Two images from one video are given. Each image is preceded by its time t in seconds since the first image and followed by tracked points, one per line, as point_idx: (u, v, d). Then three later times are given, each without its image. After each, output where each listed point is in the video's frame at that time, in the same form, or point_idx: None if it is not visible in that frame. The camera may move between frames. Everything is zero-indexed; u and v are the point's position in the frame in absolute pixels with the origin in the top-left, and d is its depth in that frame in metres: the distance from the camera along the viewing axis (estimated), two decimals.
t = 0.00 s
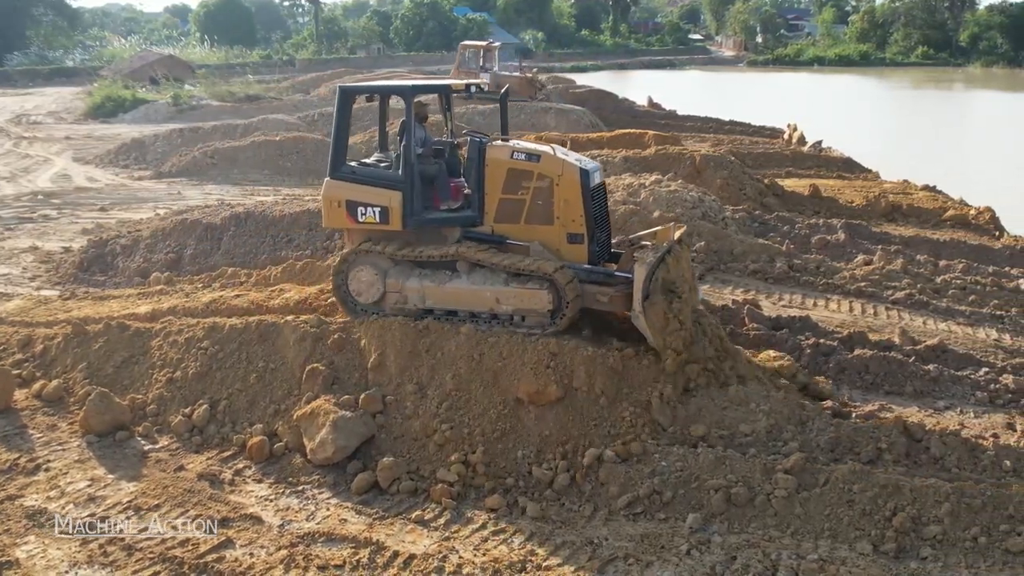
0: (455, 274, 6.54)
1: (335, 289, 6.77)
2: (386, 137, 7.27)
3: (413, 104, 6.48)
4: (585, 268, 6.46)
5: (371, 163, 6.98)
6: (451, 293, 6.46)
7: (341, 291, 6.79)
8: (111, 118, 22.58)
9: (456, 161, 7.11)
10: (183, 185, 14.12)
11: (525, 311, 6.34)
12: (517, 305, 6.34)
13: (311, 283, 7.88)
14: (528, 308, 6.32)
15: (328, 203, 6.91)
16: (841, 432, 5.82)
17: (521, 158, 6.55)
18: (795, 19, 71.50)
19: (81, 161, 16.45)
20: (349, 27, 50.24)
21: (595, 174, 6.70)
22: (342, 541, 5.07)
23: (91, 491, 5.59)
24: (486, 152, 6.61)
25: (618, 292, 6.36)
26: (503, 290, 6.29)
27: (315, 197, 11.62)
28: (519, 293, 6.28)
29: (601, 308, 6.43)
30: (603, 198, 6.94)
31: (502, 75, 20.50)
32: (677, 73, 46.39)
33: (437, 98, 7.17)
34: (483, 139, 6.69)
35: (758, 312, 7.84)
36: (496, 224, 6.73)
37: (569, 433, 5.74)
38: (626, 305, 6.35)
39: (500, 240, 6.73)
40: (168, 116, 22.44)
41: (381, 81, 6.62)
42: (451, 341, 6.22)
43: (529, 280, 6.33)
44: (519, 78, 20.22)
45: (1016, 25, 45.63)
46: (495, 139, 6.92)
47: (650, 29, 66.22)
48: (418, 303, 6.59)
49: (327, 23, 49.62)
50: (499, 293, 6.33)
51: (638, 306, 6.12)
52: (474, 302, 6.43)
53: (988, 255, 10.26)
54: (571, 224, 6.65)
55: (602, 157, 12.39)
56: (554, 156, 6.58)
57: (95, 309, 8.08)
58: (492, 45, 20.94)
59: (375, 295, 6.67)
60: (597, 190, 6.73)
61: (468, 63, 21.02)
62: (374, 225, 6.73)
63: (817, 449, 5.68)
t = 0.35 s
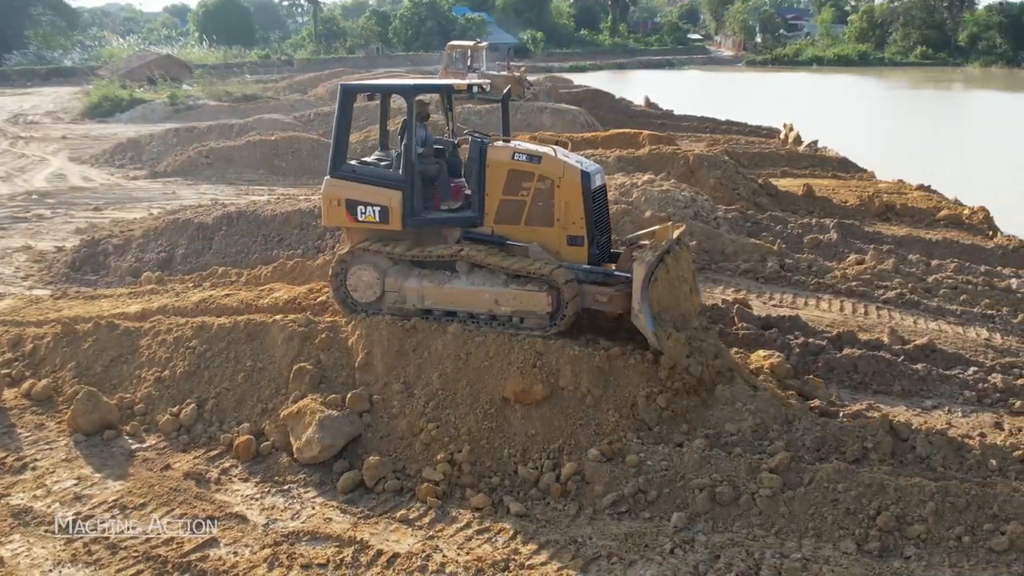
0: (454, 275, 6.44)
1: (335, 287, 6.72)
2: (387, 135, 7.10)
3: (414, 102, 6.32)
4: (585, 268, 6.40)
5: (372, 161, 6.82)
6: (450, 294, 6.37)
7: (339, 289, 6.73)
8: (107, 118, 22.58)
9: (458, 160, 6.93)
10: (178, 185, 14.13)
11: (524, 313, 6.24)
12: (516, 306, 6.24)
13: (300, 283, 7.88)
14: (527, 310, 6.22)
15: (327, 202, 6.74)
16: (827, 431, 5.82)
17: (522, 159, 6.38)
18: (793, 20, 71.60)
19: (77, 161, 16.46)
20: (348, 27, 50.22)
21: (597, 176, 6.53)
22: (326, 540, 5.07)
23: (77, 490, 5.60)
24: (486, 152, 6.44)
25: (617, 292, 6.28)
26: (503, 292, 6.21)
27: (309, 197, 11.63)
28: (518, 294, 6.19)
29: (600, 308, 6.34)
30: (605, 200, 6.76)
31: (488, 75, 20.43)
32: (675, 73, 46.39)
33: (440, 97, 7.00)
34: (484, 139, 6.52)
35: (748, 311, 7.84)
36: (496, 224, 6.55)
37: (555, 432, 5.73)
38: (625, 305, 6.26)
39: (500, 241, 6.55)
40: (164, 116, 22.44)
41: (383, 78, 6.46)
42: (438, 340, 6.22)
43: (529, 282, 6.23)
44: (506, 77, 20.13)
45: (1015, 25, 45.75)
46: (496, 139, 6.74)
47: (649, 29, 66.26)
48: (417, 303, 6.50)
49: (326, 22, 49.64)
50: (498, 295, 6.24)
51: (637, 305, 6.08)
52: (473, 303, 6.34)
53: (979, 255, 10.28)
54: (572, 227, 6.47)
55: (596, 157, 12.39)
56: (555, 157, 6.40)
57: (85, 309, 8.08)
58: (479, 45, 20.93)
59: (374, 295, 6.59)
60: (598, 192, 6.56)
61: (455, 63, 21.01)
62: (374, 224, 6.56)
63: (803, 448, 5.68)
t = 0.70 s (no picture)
0: (445, 275, 6.41)
1: (326, 287, 6.69)
2: (381, 135, 7.08)
3: (406, 102, 6.29)
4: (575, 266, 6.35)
5: (365, 160, 6.81)
6: (441, 294, 6.34)
7: (331, 288, 6.70)
8: (103, 117, 22.58)
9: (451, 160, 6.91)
10: (172, 185, 14.13)
11: (516, 313, 6.22)
12: (507, 307, 6.21)
13: (289, 283, 7.88)
14: (518, 310, 6.20)
15: (320, 201, 6.75)
16: (812, 430, 5.82)
17: (514, 160, 6.35)
18: (793, 20, 71.66)
19: (72, 161, 16.46)
20: (347, 27, 50.20)
21: (590, 177, 6.46)
22: (309, 540, 5.07)
23: (62, 489, 5.60)
24: (479, 152, 6.41)
25: (609, 289, 6.23)
26: (494, 292, 6.17)
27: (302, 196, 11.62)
28: (510, 295, 6.16)
29: (591, 306, 6.32)
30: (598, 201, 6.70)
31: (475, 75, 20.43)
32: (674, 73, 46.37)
33: (433, 96, 6.97)
34: (477, 139, 6.49)
35: (737, 311, 7.84)
36: (488, 225, 6.53)
37: (540, 432, 5.73)
38: (616, 303, 6.23)
39: (492, 240, 6.53)
40: (161, 116, 22.44)
41: (376, 78, 6.43)
42: (424, 340, 6.22)
43: (521, 282, 6.21)
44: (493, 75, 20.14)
45: (1014, 25, 45.85)
46: (489, 140, 6.71)
47: (649, 29, 66.28)
48: (408, 303, 6.47)
49: (324, 22, 49.63)
50: (490, 295, 6.21)
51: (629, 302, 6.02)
52: (464, 303, 6.31)
53: (971, 255, 10.28)
54: (564, 227, 6.42)
55: (589, 157, 12.39)
56: (548, 157, 6.36)
57: (75, 309, 8.08)
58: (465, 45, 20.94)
59: (365, 294, 6.56)
60: (591, 193, 6.50)
61: (442, 64, 20.95)
62: (366, 224, 6.57)
63: (788, 448, 5.69)
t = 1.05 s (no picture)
0: (431, 275, 6.41)
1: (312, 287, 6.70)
2: (368, 134, 7.09)
3: (392, 103, 6.30)
4: (560, 263, 6.37)
5: (352, 160, 6.82)
6: (427, 294, 6.34)
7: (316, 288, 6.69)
8: (100, 117, 22.60)
9: (437, 160, 6.93)
10: (166, 185, 14.13)
11: (501, 313, 6.22)
12: (493, 306, 6.21)
13: (278, 282, 7.88)
14: (504, 310, 6.20)
15: (307, 200, 6.76)
16: (795, 430, 5.82)
17: (500, 160, 6.36)
18: (792, 19, 71.61)
19: (67, 161, 16.46)
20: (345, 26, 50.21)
21: (574, 177, 6.48)
22: (291, 539, 5.08)
23: (46, 489, 5.61)
24: (465, 152, 6.42)
25: (594, 285, 6.21)
26: (479, 292, 6.18)
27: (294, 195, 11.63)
28: (495, 294, 6.17)
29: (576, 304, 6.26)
30: (584, 200, 6.71)
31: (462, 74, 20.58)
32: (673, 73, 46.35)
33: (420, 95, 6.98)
34: (462, 139, 6.50)
35: (725, 311, 7.85)
36: (474, 224, 6.54)
37: (524, 432, 5.73)
38: (602, 299, 6.18)
39: (478, 240, 6.55)
40: (157, 116, 22.45)
41: (361, 78, 6.44)
42: (409, 340, 6.22)
43: (506, 281, 6.21)
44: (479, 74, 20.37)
45: (1012, 25, 45.81)
46: (475, 139, 6.72)
47: (648, 28, 66.26)
48: (394, 303, 6.48)
49: (323, 22, 49.62)
50: (475, 295, 6.21)
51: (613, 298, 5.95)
52: (450, 303, 6.31)
53: (962, 254, 10.28)
54: (549, 227, 6.43)
55: (582, 157, 12.37)
56: (533, 157, 6.37)
57: (64, 309, 8.08)
58: (451, 46, 21.06)
59: (352, 294, 6.56)
60: (576, 193, 6.51)
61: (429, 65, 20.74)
62: (352, 223, 6.59)
63: (771, 447, 5.69)
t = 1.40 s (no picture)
0: (413, 274, 6.42)
1: (294, 287, 6.71)
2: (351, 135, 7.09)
3: (375, 103, 6.30)
4: (541, 260, 6.40)
5: (334, 160, 6.82)
6: (408, 293, 6.36)
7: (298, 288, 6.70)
8: (96, 118, 22.62)
9: (419, 161, 6.95)
10: (159, 185, 14.14)
11: (482, 312, 6.23)
12: (474, 306, 6.23)
13: (263, 282, 7.89)
14: (485, 310, 6.21)
15: (289, 200, 6.75)
16: (775, 429, 5.83)
17: (481, 159, 6.36)
18: (791, 19, 71.63)
19: (61, 161, 16.47)
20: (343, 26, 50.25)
21: (555, 177, 6.50)
22: (268, 538, 5.09)
23: (26, 488, 5.61)
24: (447, 152, 6.42)
25: (574, 280, 6.20)
26: (460, 292, 6.19)
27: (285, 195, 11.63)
28: (476, 294, 6.17)
29: (557, 300, 6.26)
30: (564, 201, 6.74)
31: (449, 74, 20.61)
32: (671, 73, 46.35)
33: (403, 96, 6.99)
34: (444, 139, 6.50)
35: (710, 310, 7.85)
36: (456, 224, 6.53)
37: (504, 431, 5.74)
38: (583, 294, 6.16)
39: (460, 240, 6.54)
40: (153, 116, 22.47)
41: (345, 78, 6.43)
42: (391, 339, 6.22)
43: (487, 282, 6.21)
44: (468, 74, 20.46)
45: (1011, 26, 45.91)
46: (457, 139, 6.73)
47: (647, 28, 66.26)
48: (376, 303, 6.49)
49: (321, 22, 49.65)
50: (456, 295, 6.22)
51: (592, 291, 5.93)
52: (432, 302, 6.32)
53: (951, 254, 10.28)
54: (531, 226, 6.45)
55: (572, 157, 12.36)
56: (514, 157, 6.38)
57: (51, 308, 8.09)
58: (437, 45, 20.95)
59: (334, 294, 6.58)
60: (557, 193, 6.53)
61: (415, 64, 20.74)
62: (334, 223, 6.59)
63: (750, 447, 5.69)
